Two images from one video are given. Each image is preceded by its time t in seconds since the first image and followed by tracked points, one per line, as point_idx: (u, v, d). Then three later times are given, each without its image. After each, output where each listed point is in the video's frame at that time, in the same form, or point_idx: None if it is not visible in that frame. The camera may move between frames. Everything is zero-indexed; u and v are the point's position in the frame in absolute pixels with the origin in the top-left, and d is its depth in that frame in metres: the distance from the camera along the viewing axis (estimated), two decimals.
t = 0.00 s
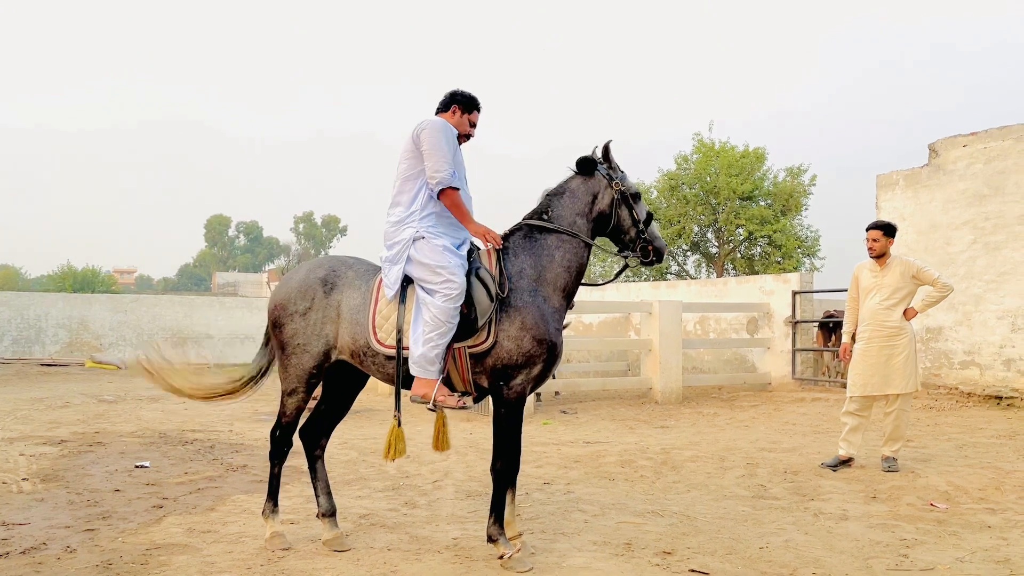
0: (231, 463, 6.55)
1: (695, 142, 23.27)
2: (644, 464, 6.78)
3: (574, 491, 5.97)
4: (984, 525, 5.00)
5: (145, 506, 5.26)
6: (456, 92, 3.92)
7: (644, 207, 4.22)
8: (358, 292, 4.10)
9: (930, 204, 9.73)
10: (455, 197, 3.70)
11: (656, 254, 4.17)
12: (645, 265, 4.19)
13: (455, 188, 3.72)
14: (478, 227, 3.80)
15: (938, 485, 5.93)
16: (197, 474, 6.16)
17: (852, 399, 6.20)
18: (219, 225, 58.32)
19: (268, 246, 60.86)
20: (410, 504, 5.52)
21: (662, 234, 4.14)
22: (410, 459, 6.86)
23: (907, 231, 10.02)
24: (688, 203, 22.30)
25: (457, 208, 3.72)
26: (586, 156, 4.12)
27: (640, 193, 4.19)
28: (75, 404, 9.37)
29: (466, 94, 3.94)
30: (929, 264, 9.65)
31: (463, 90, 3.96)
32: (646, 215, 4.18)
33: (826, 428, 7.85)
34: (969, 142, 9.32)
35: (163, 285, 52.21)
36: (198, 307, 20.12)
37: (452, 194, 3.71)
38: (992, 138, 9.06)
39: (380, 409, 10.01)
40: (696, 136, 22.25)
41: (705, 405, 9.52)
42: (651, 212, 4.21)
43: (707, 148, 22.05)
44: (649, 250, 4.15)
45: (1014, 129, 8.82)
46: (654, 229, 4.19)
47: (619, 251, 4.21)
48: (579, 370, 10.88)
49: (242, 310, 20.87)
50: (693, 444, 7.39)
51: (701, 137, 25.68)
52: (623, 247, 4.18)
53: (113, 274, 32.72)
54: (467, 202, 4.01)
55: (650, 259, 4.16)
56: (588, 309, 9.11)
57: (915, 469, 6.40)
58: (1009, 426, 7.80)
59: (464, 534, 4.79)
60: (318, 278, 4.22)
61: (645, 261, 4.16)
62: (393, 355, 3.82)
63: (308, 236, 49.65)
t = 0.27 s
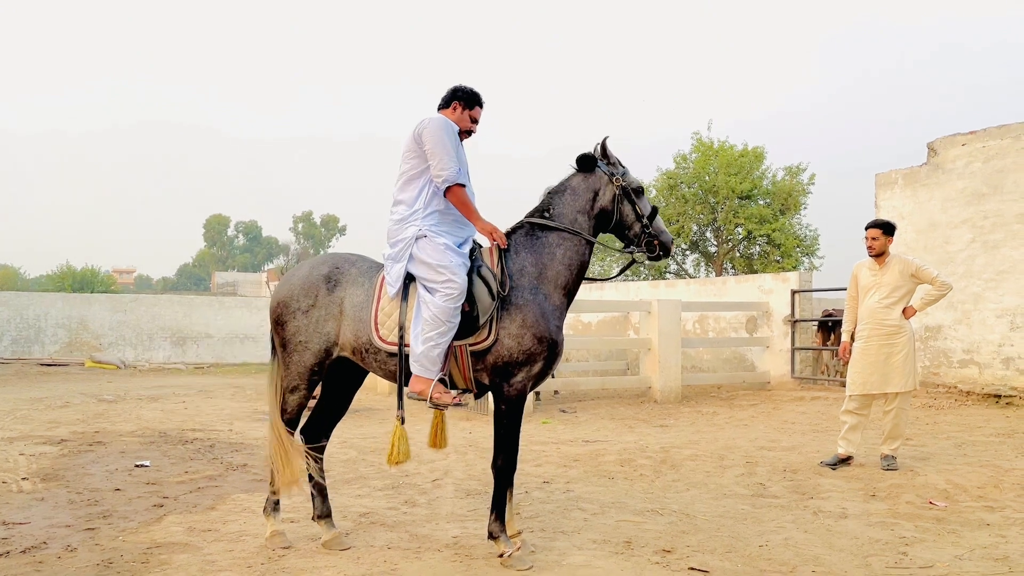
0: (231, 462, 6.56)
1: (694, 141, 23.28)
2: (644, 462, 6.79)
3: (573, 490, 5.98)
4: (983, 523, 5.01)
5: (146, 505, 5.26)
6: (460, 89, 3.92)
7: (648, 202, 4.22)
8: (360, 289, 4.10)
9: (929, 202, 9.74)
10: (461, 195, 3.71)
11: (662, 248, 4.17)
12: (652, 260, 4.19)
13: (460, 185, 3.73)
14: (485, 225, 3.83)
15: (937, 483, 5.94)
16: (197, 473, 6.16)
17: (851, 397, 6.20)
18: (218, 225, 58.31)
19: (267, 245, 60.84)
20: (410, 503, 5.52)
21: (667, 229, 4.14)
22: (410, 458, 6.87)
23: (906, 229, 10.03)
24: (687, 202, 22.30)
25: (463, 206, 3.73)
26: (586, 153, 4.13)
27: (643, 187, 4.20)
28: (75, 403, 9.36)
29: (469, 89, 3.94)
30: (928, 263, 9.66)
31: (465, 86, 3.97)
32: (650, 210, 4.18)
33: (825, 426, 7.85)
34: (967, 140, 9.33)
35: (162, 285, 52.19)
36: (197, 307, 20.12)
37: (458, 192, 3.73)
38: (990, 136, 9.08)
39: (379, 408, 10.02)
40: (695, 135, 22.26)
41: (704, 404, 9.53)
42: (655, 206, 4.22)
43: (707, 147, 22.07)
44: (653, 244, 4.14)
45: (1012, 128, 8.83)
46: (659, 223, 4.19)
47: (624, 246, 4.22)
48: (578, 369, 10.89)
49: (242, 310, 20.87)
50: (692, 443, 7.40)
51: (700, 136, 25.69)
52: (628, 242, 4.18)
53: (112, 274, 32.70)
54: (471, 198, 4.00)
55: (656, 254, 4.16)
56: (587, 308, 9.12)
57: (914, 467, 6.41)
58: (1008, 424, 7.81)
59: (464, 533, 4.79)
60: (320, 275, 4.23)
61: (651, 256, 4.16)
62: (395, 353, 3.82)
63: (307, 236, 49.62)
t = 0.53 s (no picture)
0: (231, 461, 6.55)
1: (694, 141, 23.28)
2: (644, 462, 6.78)
3: (574, 489, 5.98)
4: (984, 522, 5.00)
5: (146, 504, 5.26)
6: (471, 87, 3.90)
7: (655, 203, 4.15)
8: (362, 288, 4.11)
9: (929, 202, 9.75)
10: (462, 199, 3.72)
11: (668, 251, 4.08)
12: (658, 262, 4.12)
13: (461, 189, 3.74)
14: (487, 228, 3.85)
15: (937, 482, 5.93)
16: (197, 473, 6.16)
17: (851, 396, 6.20)
18: (218, 225, 58.30)
19: (267, 246, 60.84)
20: (410, 502, 5.51)
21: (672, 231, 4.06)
22: (410, 458, 6.86)
23: (906, 229, 10.03)
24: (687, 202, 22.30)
25: (465, 210, 3.74)
26: (590, 153, 4.12)
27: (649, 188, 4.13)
28: (74, 403, 9.36)
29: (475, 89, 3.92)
30: (928, 262, 9.67)
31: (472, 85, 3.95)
32: (656, 211, 4.11)
33: (825, 426, 7.85)
34: (967, 140, 9.34)
35: (162, 285, 52.17)
36: (197, 307, 20.12)
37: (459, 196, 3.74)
38: (990, 136, 9.09)
39: (379, 408, 10.01)
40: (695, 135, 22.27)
41: (704, 404, 9.53)
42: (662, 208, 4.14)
43: (706, 146, 22.08)
44: (658, 246, 4.06)
45: (1012, 128, 8.84)
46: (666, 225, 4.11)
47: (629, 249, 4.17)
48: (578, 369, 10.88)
49: (242, 310, 20.86)
50: (692, 442, 7.39)
51: (700, 136, 25.69)
52: (632, 244, 4.13)
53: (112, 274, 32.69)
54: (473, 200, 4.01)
55: (662, 256, 4.08)
56: (587, 307, 9.11)
57: (915, 467, 6.40)
58: (1008, 424, 7.81)
59: (464, 532, 4.78)
60: (321, 273, 4.22)
61: (656, 258, 4.08)
62: (395, 351, 3.82)
63: (307, 236, 49.61)
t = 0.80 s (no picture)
0: (231, 461, 6.55)
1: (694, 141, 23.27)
2: (644, 462, 6.78)
3: (573, 489, 5.98)
4: (983, 523, 5.00)
5: (145, 503, 5.26)
6: (474, 85, 3.90)
7: (658, 202, 4.12)
8: (364, 285, 4.11)
9: (929, 202, 9.75)
10: (463, 199, 3.72)
11: (673, 250, 4.05)
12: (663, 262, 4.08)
13: (462, 190, 3.74)
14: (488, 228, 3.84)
15: (937, 482, 5.93)
16: (197, 472, 6.16)
17: (851, 396, 6.20)
18: (218, 225, 58.30)
19: (267, 246, 60.86)
20: (410, 502, 5.51)
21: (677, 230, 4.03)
22: (410, 458, 6.86)
23: (907, 229, 10.03)
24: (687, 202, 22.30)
25: (467, 210, 3.75)
26: (592, 153, 4.11)
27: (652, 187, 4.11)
28: (74, 403, 9.36)
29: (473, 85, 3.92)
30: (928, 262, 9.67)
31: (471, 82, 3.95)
32: (659, 210, 4.08)
33: (825, 426, 7.85)
34: (968, 140, 9.34)
35: (162, 285, 52.17)
36: (197, 307, 20.12)
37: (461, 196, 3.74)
38: (990, 137, 9.09)
39: (379, 407, 10.02)
40: (695, 136, 22.27)
41: (704, 404, 9.53)
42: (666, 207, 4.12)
43: (706, 147, 22.09)
44: (662, 245, 4.03)
45: (1012, 128, 8.84)
46: (670, 224, 4.09)
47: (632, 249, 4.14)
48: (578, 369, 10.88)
49: (242, 309, 20.86)
50: (692, 442, 7.39)
51: (700, 136, 25.68)
52: (636, 244, 4.10)
53: (112, 274, 32.67)
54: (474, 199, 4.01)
55: (666, 256, 4.05)
56: (588, 307, 9.12)
57: (914, 467, 6.40)
58: (1008, 424, 7.81)
59: (464, 532, 4.78)
60: (323, 271, 4.22)
61: (661, 257, 4.05)
62: (397, 348, 3.82)
63: (307, 236, 49.60)
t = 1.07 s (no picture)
0: (231, 461, 6.55)
1: (694, 142, 23.28)
2: (644, 462, 6.78)
3: (574, 490, 5.98)
4: (984, 523, 5.01)
5: (146, 503, 5.26)
6: (461, 78, 3.88)
7: (663, 198, 4.01)
8: (370, 286, 4.11)
9: (929, 203, 9.75)
10: (467, 203, 3.75)
11: (680, 246, 3.93)
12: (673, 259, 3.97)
13: (465, 193, 3.75)
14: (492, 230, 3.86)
15: (937, 483, 5.94)
16: (197, 472, 6.16)
17: (851, 397, 6.21)
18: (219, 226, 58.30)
19: (268, 246, 60.88)
20: (410, 502, 5.51)
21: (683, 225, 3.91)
22: (411, 458, 6.86)
23: (907, 230, 10.03)
24: (688, 202, 22.29)
25: (471, 213, 3.78)
26: (594, 152, 4.08)
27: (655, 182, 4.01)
28: (74, 403, 9.36)
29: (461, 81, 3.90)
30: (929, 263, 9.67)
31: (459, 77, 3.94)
32: (665, 205, 3.98)
33: (825, 427, 7.85)
34: (968, 141, 9.34)
35: (162, 285, 52.19)
36: (198, 307, 20.12)
37: (466, 201, 3.76)
38: (991, 137, 9.09)
39: (379, 407, 10.02)
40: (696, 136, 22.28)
41: (704, 404, 9.53)
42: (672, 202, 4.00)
43: (707, 147, 22.10)
44: (669, 242, 3.93)
45: (1013, 129, 8.84)
46: (677, 219, 3.96)
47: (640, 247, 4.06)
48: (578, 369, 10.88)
49: (242, 310, 20.86)
50: (692, 443, 7.40)
51: (700, 137, 25.69)
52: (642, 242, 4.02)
53: (112, 274, 32.67)
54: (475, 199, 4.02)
55: (674, 252, 3.94)
56: (588, 308, 9.11)
57: (914, 468, 6.40)
58: (1008, 425, 7.81)
59: (464, 532, 4.78)
60: (329, 270, 4.21)
61: (668, 255, 3.95)
62: (402, 349, 3.84)
63: (308, 236, 49.59)
